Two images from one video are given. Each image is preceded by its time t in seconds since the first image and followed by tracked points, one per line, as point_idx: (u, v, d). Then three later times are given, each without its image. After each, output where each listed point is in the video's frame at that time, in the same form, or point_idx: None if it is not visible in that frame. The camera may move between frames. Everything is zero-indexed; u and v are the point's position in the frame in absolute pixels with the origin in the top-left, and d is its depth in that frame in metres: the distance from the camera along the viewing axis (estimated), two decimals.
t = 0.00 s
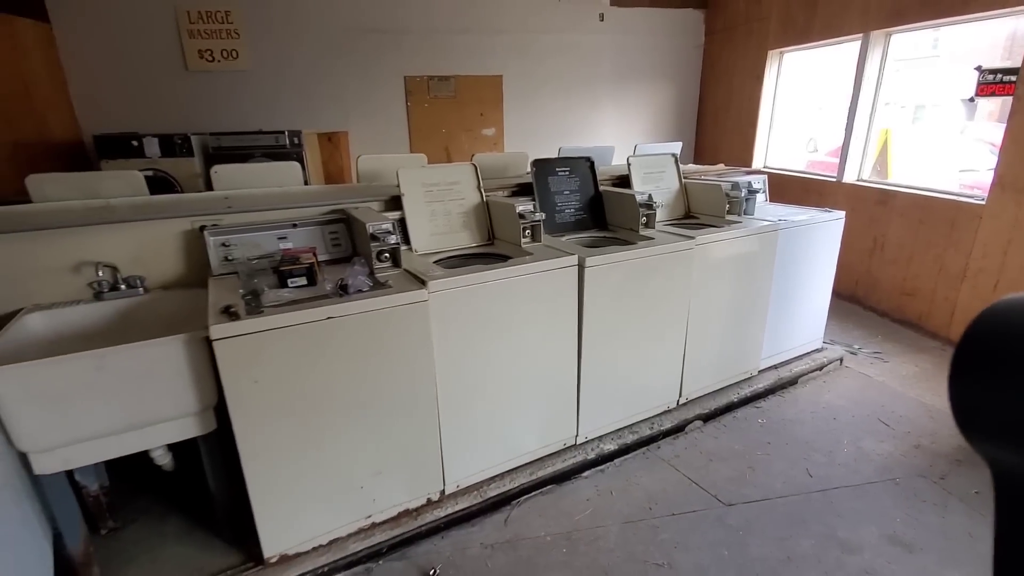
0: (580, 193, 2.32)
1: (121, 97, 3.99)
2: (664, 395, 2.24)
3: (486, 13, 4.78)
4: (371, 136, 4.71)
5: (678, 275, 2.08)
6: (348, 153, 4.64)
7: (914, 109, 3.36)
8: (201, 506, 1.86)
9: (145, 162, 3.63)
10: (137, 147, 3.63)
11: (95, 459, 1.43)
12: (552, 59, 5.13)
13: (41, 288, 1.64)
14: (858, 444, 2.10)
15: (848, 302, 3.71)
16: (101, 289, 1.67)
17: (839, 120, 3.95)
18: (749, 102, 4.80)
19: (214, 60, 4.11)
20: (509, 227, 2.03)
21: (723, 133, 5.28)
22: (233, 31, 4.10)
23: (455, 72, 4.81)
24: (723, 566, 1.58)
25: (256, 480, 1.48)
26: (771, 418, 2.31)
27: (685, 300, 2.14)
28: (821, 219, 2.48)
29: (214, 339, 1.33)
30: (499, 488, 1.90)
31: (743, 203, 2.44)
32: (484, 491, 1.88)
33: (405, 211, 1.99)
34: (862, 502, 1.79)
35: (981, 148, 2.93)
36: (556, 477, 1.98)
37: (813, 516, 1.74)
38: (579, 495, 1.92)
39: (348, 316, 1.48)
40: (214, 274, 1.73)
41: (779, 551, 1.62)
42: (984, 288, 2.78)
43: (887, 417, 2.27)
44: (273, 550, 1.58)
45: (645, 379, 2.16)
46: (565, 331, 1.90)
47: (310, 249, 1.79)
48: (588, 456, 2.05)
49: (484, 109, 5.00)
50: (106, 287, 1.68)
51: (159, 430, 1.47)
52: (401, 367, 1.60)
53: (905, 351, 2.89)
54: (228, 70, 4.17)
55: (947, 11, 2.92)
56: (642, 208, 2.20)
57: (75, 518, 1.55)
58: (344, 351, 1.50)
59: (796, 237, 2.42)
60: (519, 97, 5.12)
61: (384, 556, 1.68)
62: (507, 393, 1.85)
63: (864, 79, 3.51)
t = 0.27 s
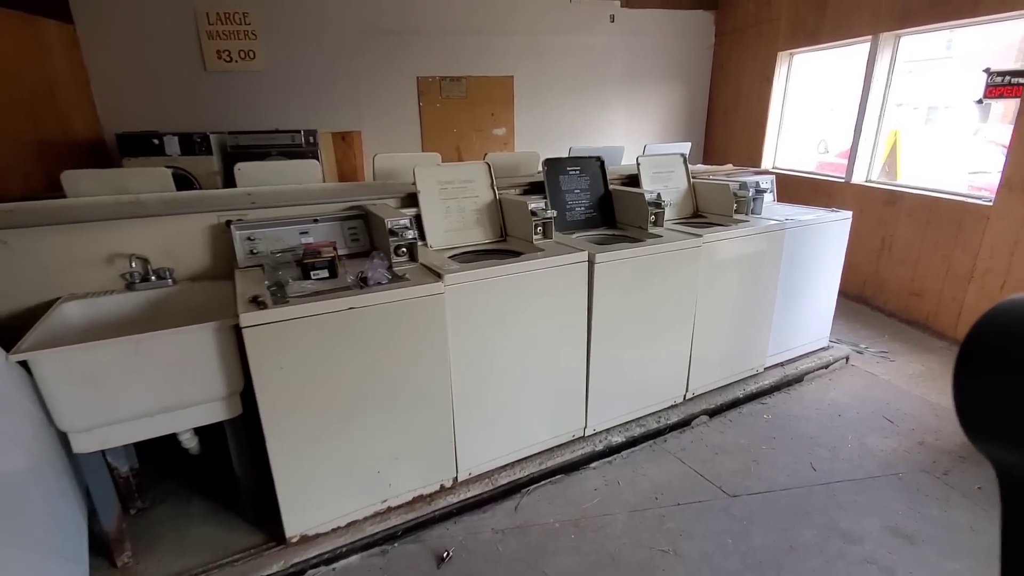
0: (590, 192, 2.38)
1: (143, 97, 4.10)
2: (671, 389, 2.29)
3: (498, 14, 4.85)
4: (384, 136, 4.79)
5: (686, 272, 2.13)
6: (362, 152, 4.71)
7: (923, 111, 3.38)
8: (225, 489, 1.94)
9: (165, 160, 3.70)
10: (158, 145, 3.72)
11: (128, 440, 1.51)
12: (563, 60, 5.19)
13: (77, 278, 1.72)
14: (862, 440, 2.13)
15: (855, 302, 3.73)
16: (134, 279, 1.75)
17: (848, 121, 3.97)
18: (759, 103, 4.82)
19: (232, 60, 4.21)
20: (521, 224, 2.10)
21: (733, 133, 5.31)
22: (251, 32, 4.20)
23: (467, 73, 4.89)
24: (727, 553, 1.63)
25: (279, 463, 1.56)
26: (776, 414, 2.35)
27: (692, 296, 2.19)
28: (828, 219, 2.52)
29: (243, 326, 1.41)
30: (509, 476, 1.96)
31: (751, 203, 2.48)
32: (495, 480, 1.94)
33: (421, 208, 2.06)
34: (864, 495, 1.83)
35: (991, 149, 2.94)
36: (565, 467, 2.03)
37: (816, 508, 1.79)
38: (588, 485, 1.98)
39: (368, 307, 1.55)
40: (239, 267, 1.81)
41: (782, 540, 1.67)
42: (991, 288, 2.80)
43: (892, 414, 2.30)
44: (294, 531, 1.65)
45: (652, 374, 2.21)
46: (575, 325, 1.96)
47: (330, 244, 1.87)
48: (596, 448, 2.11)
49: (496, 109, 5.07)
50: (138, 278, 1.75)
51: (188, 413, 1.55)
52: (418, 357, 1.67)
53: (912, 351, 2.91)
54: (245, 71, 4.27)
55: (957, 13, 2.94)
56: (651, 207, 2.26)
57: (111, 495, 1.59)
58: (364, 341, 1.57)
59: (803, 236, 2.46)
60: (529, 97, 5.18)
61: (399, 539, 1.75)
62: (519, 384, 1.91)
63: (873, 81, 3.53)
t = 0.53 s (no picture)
0: (600, 191, 2.42)
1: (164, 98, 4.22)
2: (679, 386, 2.33)
3: (511, 15, 4.90)
4: (397, 136, 4.87)
5: (694, 270, 2.17)
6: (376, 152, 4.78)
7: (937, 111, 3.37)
8: (245, 476, 2.02)
9: (186, 159, 3.80)
10: (179, 145, 3.81)
11: (157, 426, 1.58)
12: (575, 60, 5.22)
13: (108, 272, 1.81)
14: (870, 438, 2.15)
15: (866, 303, 3.72)
16: (161, 274, 1.82)
17: (860, 121, 3.95)
18: (771, 103, 4.82)
19: (250, 62, 4.31)
20: (533, 223, 2.14)
21: (744, 134, 5.31)
22: (269, 34, 4.29)
23: (480, 74, 4.94)
24: (732, 546, 1.67)
25: (298, 450, 1.62)
26: (784, 412, 2.37)
27: (701, 294, 2.23)
28: (838, 219, 2.53)
29: (266, 318, 1.48)
30: (519, 468, 2.01)
31: (761, 203, 2.50)
32: (505, 471, 1.99)
33: (435, 206, 2.11)
34: (870, 491, 1.85)
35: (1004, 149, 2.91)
36: (574, 460, 2.08)
37: (822, 503, 1.81)
38: (596, 478, 2.02)
39: (385, 301, 1.61)
40: (261, 262, 1.88)
41: (787, 533, 1.70)
42: (1002, 289, 2.80)
43: (901, 413, 2.31)
44: (312, 516, 1.72)
45: (661, 371, 2.24)
46: (585, 321, 2.00)
47: (348, 240, 1.93)
48: (604, 442, 2.15)
49: (508, 109, 5.12)
50: (165, 273, 1.83)
51: (213, 401, 1.62)
52: (432, 350, 1.73)
53: (922, 351, 2.91)
54: (264, 72, 4.37)
55: (971, 13, 2.94)
56: (660, 206, 2.29)
57: (139, 477, 1.65)
58: (380, 334, 1.63)
59: (812, 236, 2.48)
60: (541, 97, 5.23)
61: (412, 527, 1.81)
62: (529, 379, 1.96)
63: (885, 81, 3.52)
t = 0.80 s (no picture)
0: (605, 191, 2.44)
1: (179, 100, 4.30)
2: (682, 386, 2.34)
3: (520, 17, 4.93)
4: (406, 137, 4.92)
5: (698, 271, 2.18)
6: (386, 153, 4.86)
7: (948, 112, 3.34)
8: (254, 469, 2.07)
9: (200, 160, 3.87)
10: (193, 146, 3.89)
11: (170, 419, 1.63)
12: (583, 61, 5.24)
13: (124, 269, 1.86)
14: (873, 439, 2.15)
15: (875, 305, 3.70)
16: (175, 271, 1.88)
17: (870, 121, 3.93)
18: (780, 104, 4.80)
19: (263, 64, 4.39)
20: (537, 223, 2.17)
21: (753, 135, 5.29)
22: (281, 37, 4.37)
23: (489, 75, 4.98)
24: (732, 543, 1.68)
25: (306, 443, 1.66)
26: (788, 413, 2.37)
27: (704, 295, 2.24)
28: (844, 220, 2.53)
29: (275, 315, 1.52)
30: (522, 465, 2.04)
31: (766, 204, 2.50)
32: (508, 467, 2.02)
33: (441, 206, 2.15)
34: (872, 492, 1.85)
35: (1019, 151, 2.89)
36: (576, 458, 2.10)
37: (823, 503, 1.82)
38: (598, 475, 2.04)
39: (390, 299, 1.65)
40: (271, 260, 1.93)
41: (787, 532, 1.70)
42: (1012, 290, 2.77)
43: (906, 415, 2.30)
44: (319, 508, 1.76)
45: (664, 370, 2.26)
46: (588, 320, 2.02)
47: (355, 239, 1.97)
48: (607, 440, 2.17)
49: (516, 110, 5.15)
50: (179, 270, 1.88)
51: (224, 396, 1.66)
52: (436, 347, 1.76)
53: (930, 353, 2.89)
54: (276, 74, 4.44)
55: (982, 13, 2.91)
56: (664, 207, 2.31)
57: (153, 468, 1.71)
58: (386, 331, 1.67)
59: (818, 237, 2.47)
60: (549, 98, 5.25)
61: (416, 520, 1.85)
62: (532, 377, 1.99)
63: (895, 81, 3.50)
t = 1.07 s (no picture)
0: (606, 191, 2.45)
1: (189, 101, 4.37)
2: (682, 386, 2.34)
3: (525, 17, 4.94)
4: (412, 137, 4.95)
5: (698, 271, 2.18)
6: (391, 153, 4.87)
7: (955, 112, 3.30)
8: (257, 464, 2.10)
9: (209, 160, 3.93)
10: (202, 146, 3.95)
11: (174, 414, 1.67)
12: (588, 61, 5.24)
13: (131, 267, 1.90)
14: (874, 441, 2.13)
15: (881, 306, 3.66)
16: (180, 269, 1.91)
17: (877, 121, 3.90)
18: (787, 103, 4.77)
19: (271, 65, 4.44)
20: (537, 222, 2.18)
21: (760, 134, 5.25)
22: (289, 38, 4.42)
23: (494, 75, 5.00)
24: (728, 542, 1.68)
25: (306, 439, 1.69)
26: (789, 413, 2.37)
27: (704, 295, 2.24)
28: (846, 220, 2.51)
29: (276, 312, 1.55)
30: (520, 463, 2.05)
31: (767, 204, 2.50)
32: (506, 465, 2.04)
33: (442, 206, 2.17)
34: (872, 493, 1.85)
35: None
36: (575, 456, 2.11)
37: (821, 503, 1.81)
38: (596, 473, 2.05)
39: (389, 297, 1.67)
40: (274, 259, 1.96)
41: (784, 532, 1.70)
42: (1018, 292, 2.74)
43: (908, 416, 2.29)
44: (319, 503, 1.79)
45: (663, 370, 2.26)
46: (587, 319, 2.03)
47: (357, 238, 2.00)
48: (606, 439, 2.18)
49: (522, 111, 5.17)
50: (184, 268, 1.92)
51: (226, 391, 1.70)
52: (435, 345, 1.78)
53: (935, 355, 2.86)
54: (284, 75, 4.50)
55: (989, 11, 2.88)
56: (664, 206, 2.31)
57: (158, 462, 1.74)
58: (385, 330, 1.69)
59: (819, 237, 2.47)
60: (555, 98, 5.26)
61: (415, 516, 1.87)
62: (530, 375, 2.00)
63: (902, 81, 3.47)
